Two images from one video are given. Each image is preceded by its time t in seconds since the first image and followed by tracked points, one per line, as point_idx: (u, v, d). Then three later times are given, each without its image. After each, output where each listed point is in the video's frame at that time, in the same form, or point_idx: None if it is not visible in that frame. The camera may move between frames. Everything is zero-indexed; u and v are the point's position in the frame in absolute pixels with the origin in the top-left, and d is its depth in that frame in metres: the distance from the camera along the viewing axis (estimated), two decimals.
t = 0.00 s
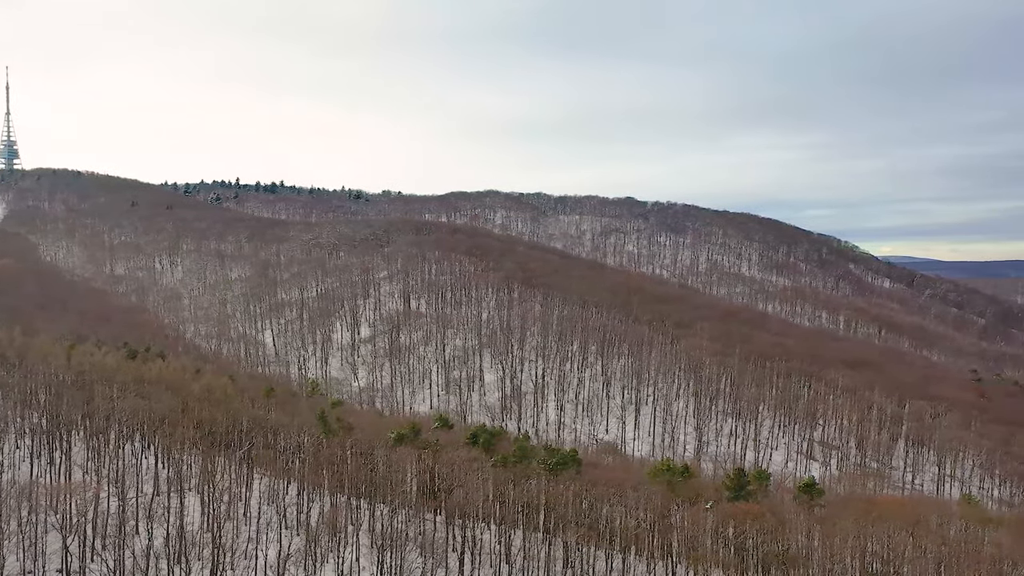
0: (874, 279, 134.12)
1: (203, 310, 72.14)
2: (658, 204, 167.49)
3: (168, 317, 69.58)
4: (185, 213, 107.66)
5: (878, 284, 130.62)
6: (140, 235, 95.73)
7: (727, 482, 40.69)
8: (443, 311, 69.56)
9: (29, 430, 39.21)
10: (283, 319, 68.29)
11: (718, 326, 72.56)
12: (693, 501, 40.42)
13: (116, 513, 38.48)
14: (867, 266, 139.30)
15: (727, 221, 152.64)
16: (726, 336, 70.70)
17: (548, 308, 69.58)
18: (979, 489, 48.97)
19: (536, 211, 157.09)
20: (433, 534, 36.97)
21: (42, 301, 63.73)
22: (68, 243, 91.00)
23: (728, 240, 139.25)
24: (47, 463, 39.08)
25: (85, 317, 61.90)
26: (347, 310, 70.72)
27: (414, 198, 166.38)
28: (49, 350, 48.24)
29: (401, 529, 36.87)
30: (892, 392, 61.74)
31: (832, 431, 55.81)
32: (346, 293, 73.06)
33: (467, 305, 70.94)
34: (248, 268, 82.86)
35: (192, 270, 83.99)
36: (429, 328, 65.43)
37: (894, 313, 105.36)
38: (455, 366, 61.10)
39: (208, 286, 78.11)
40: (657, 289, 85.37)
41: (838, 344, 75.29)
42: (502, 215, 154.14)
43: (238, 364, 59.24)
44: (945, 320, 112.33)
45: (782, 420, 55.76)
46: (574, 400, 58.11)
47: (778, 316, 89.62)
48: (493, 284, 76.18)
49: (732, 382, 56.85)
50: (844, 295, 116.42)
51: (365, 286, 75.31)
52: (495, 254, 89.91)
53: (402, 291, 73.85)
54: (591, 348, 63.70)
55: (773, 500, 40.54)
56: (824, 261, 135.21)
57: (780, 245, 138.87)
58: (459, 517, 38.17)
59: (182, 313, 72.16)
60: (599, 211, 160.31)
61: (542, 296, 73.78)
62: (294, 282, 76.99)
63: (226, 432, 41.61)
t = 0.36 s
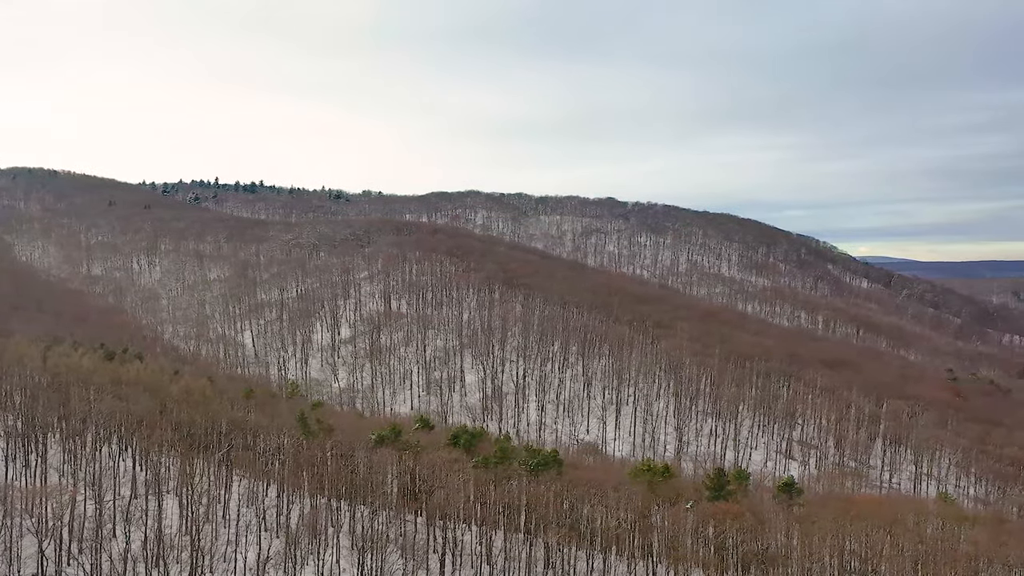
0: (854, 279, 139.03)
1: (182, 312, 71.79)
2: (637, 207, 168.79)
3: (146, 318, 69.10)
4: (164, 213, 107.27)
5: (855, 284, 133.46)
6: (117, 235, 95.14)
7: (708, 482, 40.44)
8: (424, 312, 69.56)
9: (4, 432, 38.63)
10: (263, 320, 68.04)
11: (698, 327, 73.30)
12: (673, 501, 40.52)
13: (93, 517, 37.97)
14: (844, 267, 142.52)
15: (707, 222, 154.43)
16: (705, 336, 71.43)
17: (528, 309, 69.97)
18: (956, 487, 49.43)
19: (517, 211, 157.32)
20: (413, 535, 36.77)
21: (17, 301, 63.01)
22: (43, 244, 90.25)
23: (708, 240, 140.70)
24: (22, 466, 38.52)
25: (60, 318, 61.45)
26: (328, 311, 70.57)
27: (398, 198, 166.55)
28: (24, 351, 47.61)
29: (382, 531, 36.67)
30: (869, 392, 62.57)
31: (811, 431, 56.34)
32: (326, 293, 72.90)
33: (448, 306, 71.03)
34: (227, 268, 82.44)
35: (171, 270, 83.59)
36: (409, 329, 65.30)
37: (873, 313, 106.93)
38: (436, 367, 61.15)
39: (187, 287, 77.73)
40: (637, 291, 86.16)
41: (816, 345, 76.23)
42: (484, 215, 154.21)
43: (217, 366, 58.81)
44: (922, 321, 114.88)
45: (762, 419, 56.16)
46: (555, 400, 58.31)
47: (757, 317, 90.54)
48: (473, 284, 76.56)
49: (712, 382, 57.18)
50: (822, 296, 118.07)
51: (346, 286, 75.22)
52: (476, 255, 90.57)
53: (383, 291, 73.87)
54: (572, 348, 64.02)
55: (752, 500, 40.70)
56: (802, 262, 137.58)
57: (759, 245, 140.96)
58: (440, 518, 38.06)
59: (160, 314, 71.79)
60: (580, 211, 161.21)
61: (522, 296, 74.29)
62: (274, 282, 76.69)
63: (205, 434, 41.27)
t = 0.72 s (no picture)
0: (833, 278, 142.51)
1: (160, 312, 71.36)
2: (618, 207, 169.83)
3: (123, 318, 68.56)
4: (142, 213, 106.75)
5: (832, 284, 135.91)
6: (94, 235, 94.46)
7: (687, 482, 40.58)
8: (405, 313, 69.42)
9: None
10: (241, 320, 67.71)
11: (678, 327, 73.92)
12: (654, 501, 40.59)
13: (68, 520, 37.38)
14: (823, 268, 145.59)
15: (687, 223, 156.13)
16: (685, 336, 71.99)
17: (509, 309, 70.21)
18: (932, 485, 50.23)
19: (497, 211, 157.39)
20: (394, 537, 36.53)
21: None
22: (18, 245, 89.40)
23: (688, 240, 142.13)
24: None
25: (35, 318, 61.05)
26: (308, 311, 70.24)
27: (381, 198, 166.52)
28: None
29: (362, 533, 36.47)
30: (847, 392, 63.44)
31: (789, 430, 56.84)
32: (306, 294, 72.50)
33: (428, 307, 71.02)
34: (206, 268, 82.04)
35: (148, 270, 83.04)
36: (390, 329, 65.13)
37: (851, 313, 108.36)
38: (416, 367, 61.16)
39: (165, 287, 77.21)
40: (617, 292, 86.84)
41: (794, 345, 77.07)
42: (464, 215, 154.03)
43: (195, 366, 58.27)
44: (900, 320, 117.61)
45: (741, 419, 56.52)
46: (535, 401, 58.47)
47: (737, 317, 91.43)
48: (453, 285, 76.79)
49: (692, 382, 57.41)
50: (801, 296, 119.18)
51: (325, 287, 74.90)
52: (457, 255, 91.06)
53: (363, 292, 73.73)
54: (553, 348, 64.24)
55: (731, 499, 40.79)
56: (781, 262, 139.88)
57: (738, 246, 143.01)
58: (421, 519, 37.93)
59: (137, 314, 71.21)
60: (560, 211, 162.05)
61: (501, 297, 74.76)
62: (253, 283, 76.27)
63: (183, 436, 40.90)
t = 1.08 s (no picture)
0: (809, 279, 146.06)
1: (137, 313, 70.79)
2: (597, 207, 171.19)
3: (99, 319, 68.02)
4: (120, 214, 106.16)
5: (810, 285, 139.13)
6: (69, 236, 93.75)
7: (668, 481, 40.61)
8: (385, 313, 69.35)
9: None
10: (220, 321, 67.45)
11: (658, 328, 74.83)
12: (634, 501, 40.69)
13: (43, 524, 36.82)
14: (801, 268, 148.90)
15: (667, 224, 157.88)
16: (665, 337, 72.75)
17: (489, 310, 70.55)
18: (908, 483, 51.04)
19: (478, 211, 158.01)
20: (375, 538, 36.29)
21: None
22: None
23: (668, 242, 143.78)
24: None
25: (10, 319, 60.86)
26: (287, 312, 69.96)
27: (364, 198, 166.60)
28: None
29: (342, 535, 36.24)
30: (825, 392, 64.39)
31: (768, 429, 57.45)
32: (285, 294, 72.08)
33: (409, 307, 71.04)
34: (185, 269, 81.63)
35: (126, 271, 82.55)
36: (370, 330, 65.01)
37: (828, 314, 111.54)
38: (396, 368, 61.30)
39: (143, 288, 76.75)
40: (596, 293, 87.47)
41: (772, 346, 78.40)
42: (444, 215, 154.03)
43: (173, 368, 57.80)
44: (876, 321, 120.99)
45: (720, 419, 56.97)
46: (516, 401, 58.73)
47: (717, 317, 92.37)
48: (434, 286, 77.15)
49: (672, 382, 57.75)
50: (780, 296, 122.93)
51: (305, 287, 74.56)
52: (438, 255, 91.65)
53: (343, 293, 73.64)
54: (534, 349, 64.59)
55: (711, 499, 40.91)
56: (759, 262, 142.52)
57: (717, 247, 145.23)
58: (402, 520, 37.80)
59: (114, 315, 70.69)
60: (541, 211, 163.15)
61: (482, 298, 75.52)
62: (233, 283, 75.94)
63: (161, 438, 40.55)
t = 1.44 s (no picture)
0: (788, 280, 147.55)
1: (116, 313, 70.40)
2: (580, 207, 171.94)
3: (78, 320, 67.57)
4: (98, 213, 105.66)
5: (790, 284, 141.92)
6: (47, 235, 93.11)
7: (650, 481, 40.68)
8: (367, 314, 69.22)
9: None
10: (201, 322, 67.15)
11: (641, 328, 75.98)
12: (617, 501, 40.76)
13: (19, 527, 36.32)
14: (782, 268, 151.69)
15: (649, 224, 159.26)
16: (649, 337, 73.83)
17: (472, 311, 70.74)
18: (888, 483, 51.54)
19: (460, 211, 158.33)
20: (357, 540, 36.04)
21: None
22: None
23: (649, 242, 145.06)
24: None
25: None
26: (268, 312, 69.68)
27: (348, 198, 166.68)
28: None
29: (324, 537, 35.94)
30: (806, 392, 65.02)
31: (750, 429, 57.90)
32: (266, 294, 71.76)
33: (391, 308, 70.94)
34: (165, 269, 81.24)
35: (105, 271, 82.18)
36: (352, 331, 64.79)
37: (808, 314, 113.16)
38: (379, 369, 61.26)
39: (122, 288, 76.41)
40: (578, 295, 88.13)
41: (753, 347, 79.27)
42: (427, 215, 153.89)
43: (154, 369, 57.39)
44: (855, 320, 123.42)
45: (702, 419, 57.29)
46: (499, 402, 58.84)
47: (697, 317, 93.52)
48: (416, 286, 77.27)
49: (654, 382, 58.01)
50: (761, 296, 124.22)
51: (287, 288, 74.32)
52: (420, 256, 91.71)
53: (324, 293, 73.43)
54: (517, 350, 64.83)
55: (692, 499, 41.02)
56: (740, 262, 144.86)
57: (698, 247, 146.82)
58: (384, 522, 37.62)
59: (94, 315, 70.29)
60: (523, 212, 163.91)
61: (464, 298, 75.92)
62: (213, 283, 75.58)
63: (141, 440, 40.21)
